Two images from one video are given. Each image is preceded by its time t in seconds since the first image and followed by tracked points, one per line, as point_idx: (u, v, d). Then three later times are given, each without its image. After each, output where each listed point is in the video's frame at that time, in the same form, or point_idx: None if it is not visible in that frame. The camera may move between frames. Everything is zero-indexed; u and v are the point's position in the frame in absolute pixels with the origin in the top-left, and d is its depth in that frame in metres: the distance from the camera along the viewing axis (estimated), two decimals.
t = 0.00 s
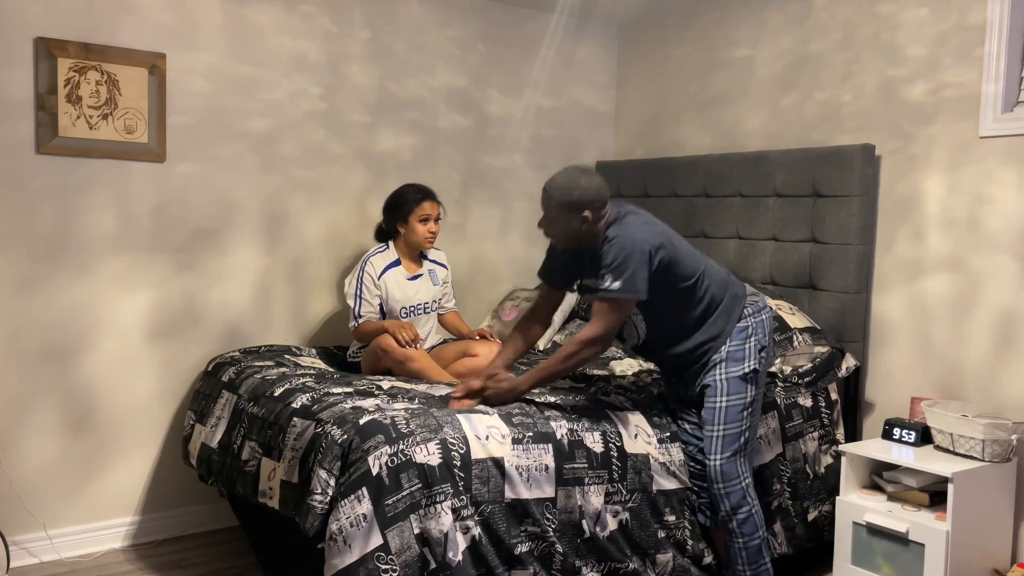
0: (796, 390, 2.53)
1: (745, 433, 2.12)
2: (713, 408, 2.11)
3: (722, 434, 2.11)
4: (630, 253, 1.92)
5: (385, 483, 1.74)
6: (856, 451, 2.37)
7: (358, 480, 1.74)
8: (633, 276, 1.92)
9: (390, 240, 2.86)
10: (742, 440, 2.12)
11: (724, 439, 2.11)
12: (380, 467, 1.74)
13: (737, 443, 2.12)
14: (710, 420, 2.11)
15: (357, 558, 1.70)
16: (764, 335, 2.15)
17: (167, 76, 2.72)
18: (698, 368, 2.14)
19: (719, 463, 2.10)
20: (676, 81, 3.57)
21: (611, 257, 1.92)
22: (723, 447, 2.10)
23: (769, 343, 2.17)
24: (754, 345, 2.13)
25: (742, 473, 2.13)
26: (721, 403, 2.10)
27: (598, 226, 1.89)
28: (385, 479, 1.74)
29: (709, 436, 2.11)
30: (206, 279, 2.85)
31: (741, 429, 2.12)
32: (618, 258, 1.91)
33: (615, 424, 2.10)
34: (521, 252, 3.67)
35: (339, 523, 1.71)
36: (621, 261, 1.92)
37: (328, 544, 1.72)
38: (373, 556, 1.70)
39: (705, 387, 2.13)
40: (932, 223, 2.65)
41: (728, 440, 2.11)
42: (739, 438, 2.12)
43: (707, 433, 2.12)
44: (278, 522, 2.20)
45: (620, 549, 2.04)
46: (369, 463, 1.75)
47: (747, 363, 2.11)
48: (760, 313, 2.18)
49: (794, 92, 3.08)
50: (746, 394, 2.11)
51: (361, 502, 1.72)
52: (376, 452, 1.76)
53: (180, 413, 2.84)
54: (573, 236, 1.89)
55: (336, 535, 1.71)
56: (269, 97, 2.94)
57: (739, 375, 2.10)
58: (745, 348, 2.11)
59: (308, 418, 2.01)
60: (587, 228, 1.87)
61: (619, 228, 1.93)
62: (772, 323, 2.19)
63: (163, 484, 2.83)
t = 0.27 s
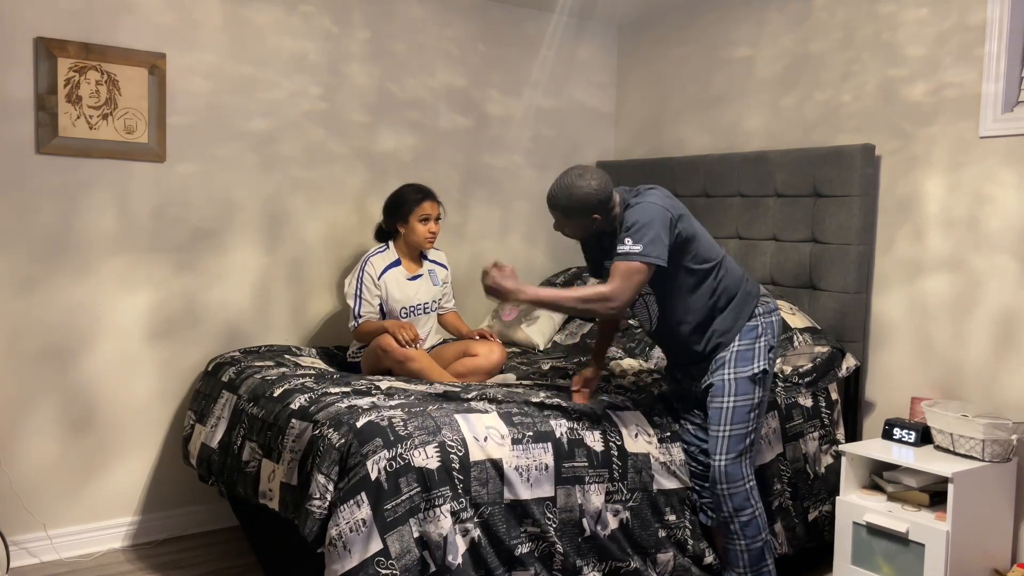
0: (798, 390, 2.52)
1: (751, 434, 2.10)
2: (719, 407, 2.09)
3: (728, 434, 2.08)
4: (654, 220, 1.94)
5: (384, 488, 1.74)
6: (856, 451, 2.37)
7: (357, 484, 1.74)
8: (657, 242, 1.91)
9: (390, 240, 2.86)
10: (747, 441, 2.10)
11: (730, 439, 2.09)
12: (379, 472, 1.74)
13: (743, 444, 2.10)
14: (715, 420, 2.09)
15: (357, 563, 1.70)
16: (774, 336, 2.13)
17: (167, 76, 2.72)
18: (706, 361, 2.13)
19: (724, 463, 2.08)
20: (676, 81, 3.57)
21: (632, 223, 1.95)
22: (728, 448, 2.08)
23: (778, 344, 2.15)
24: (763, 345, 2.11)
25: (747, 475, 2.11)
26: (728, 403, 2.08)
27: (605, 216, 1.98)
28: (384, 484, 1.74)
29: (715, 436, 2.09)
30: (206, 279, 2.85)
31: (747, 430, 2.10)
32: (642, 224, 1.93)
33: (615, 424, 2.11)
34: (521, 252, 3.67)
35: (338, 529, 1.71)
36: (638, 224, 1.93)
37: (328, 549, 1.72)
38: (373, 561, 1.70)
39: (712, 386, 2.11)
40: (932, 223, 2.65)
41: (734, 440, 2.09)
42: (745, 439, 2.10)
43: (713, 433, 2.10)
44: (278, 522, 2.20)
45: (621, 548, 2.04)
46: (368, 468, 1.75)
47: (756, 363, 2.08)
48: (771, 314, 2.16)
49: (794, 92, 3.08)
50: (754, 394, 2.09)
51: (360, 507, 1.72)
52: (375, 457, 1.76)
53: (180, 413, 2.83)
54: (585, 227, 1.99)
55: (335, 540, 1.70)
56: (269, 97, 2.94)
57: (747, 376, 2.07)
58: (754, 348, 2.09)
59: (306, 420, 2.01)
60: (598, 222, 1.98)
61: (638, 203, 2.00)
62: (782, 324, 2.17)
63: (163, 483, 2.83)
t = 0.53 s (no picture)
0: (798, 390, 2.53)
1: (748, 436, 2.11)
2: (716, 409, 2.10)
3: (725, 437, 2.09)
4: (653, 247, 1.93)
5: (389, 487, 1.74)
6: (856, 451, 2.38)
7: (362, 482, 1.74)
8: (658, 271, 1.93)
9: (390, 240, 2.86)
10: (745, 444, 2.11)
11: (727, 442, 2.10)
12: (384, 470, 1.75)
13: (740, 447, 2.11)
14: (712, 422, 2.11)
15: (360, 561, 1.70)
16: (770, 338, 2.14)
17: (167, 76, 2.72)
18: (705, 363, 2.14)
19: (720, 466, 2.09)
20: (676, 81, 3.57)
21: (635, 259, 1.93)
22: (725, 450, 2.09)
23: (774, 346, 2.15)
24: (759, 347, 2.11)
25: (745, 477, 2.12)
26: (725, 406, 2.09)
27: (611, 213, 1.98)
28: (389, 482, 1.74)
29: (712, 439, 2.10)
30: (206, 279, 2.85)
31: (745, 432, 2.11)
32: (642, 255, 1.92)
33: (617, 428, 2.10)
34: (521, 252, 3.67)
35: (342, 526, 1.72)
36: (646, 260, 1.92)
37: (332, 546, 1.72)
38: (377, 559, 1.70)
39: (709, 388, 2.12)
40: (932, 223, 2.65)
41: (731, 443, 2.09)
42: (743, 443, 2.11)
43: (710, 436, 2.11)
44: (278, 522, 2.21)
45: (623, 550, 2.05)
46: (373, 465, 1.75)
47: (752, 365, 2.09)
48: (768, 315, 2.16)
49: (794, 92, 3.08)
50: (750, 397, 2.10)
51: (365, 504, 1.72)
52: (380, 455, 1.76)
53: (180, 413, 2.83)
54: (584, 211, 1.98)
55: (340, 537, 1.71)
56: (269, 97, 2.94)
57: (744, 378, 2.09)
58: (750, 349, 2.10)
59: (309, 419, 2.01)
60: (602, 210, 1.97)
61: (635, 217, 1.96)
62: (779, 325, 2.17)
63: (163, 483, 2.83)
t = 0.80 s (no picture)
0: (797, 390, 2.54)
1: (739, 438, 2.12)
2: (707, 413, 2.11)
3: (715, 439, 2.10)
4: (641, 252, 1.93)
5: (388, 488, 1.74)
6: (856, 451, 2.38)
7: (361, 483, 1.74)
8: (643, 271, 1.92)
9: (390, 240, 2.86)
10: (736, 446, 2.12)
11: (717, 444, 2.11)
12: (384, 470, 1.75)
13: (732, 449, 2.12)
14: (703, 425, 2.12)
15: (359, 563, 1.70)
16: (759, 339, 2.13)
17: (167, 76, 2.72)
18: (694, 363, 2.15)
19: (711, 468, 2.11)
20: (676, 81, 3.57)
21: (621, 257, 1.92)
22: (716, 452, 2.10)
23: (764, 346, 2.15)
24: (747, 348, 2.11)
25: (738, 479, 2.13)
26: (713, 408, 2.10)
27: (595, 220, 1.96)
28: (389, 483, 1.74)
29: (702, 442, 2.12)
30: (206, 279, 2.85)
31: (734, 434, 2.11)
32: (630, 259, 1.91)
33: (615, 429, 2.10)
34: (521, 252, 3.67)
35: (341, 527, 1.72)
36: (632, 259, 1.91)
37: (331, 547, 1.72)
38: (377, 560, 1.70)
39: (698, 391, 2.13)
40: (932, 224, 2.65)
41: (721, 445, 2.10)
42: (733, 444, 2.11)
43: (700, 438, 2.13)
44: (278, 523, 2.20)
45: (623, 552, 2.04)
46: (373, 466, 1.75)
47: (740, 367, 2.09)
48: (756, 315, 2.16)
49: (794, 92, 3.08)
50: (739, 398, 2.11)
51: (364, 505, 1.72)
52: (380, 456, 1.76)
53: (180, 413, 2.83)
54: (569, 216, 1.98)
55: (339, 539, 1.71)
56: (269, 97, 2.94)
57: (732, 380, 2.09)
58: (738, 351, 2.10)
59: (308, 420, 2.01)
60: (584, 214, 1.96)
61: (623, 222, 1.95)
62: (767, 325, 2.17)
63: (163, 483, 2.83)
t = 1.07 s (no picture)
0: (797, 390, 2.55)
1: (726, 437, 2.14)
2: (692, 416, 2.13)
3: (701, 442, 2.13)
4: (620, 257, 1.89)
5: (388, 487, 1.74)
6: (856, 451, 2.38)
7: (361, 483, 1.74)
8: (625, 277, 1.90)
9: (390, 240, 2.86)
10: (725, 445, 2.14)
11: (705, 446, 2.13)
12: (384, 470, 1.75)
13: (721, 448, 2.14)
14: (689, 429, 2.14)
15: (359, 563, 1.70)
16: (733, 334, 2.15)
17: (167, 76, 2.72)
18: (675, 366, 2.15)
19: (702, 470, 2.13)
20: (676, 81, 3.57)
21: (602, 268, 1.87)
22: (705, 454, 2.13)
23: (739, 341, 2.16)
24: (722, 346, 2.13)
25: (731, 477, 2.15)
26: (697, 411, 2.12)
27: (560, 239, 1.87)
28: (389, 483, 1.74)
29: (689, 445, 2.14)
30: (206, 279, 2.85)
31: (722, 433, 2.14)
32: (611, 267, 1.88)
33: (614, 430, 2.11)
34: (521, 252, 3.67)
35: (342, 527, 1.72)
36: (614, 268, 1.88)
37: (331, 547, 1.72)
38: (377, 560, 1.70)
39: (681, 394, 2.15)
40: (932, 223, 2.65)
41: (709, 447, 2.13)
42: (723, 444, 2.14)
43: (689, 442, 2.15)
44: (278, 522, 2.20)
45: (624, 553, 2.04)
46: (373, 466, 1.75)
47: (717, 366, 2.11)
48: (727, 310, 2.17)
49: (794, 92, 3.08)
50: (722, 397, 2.13)
51: (364, 505, 1.72)
52: (380, 456, 1.76)
53: (180, 413, 2.83)
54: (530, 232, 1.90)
55: (339, 539, 1.71)
56: (269, 97, 2.94)
57: (711, 381, 2.11)
58: (713, 350, 2.12)
59: (307, 420, 2.01)
60: (546, 233, 1.87)
61: (593, 232, 1.88)
62: (739, 317, 2.18)
63: (164, 483, 2.83)
